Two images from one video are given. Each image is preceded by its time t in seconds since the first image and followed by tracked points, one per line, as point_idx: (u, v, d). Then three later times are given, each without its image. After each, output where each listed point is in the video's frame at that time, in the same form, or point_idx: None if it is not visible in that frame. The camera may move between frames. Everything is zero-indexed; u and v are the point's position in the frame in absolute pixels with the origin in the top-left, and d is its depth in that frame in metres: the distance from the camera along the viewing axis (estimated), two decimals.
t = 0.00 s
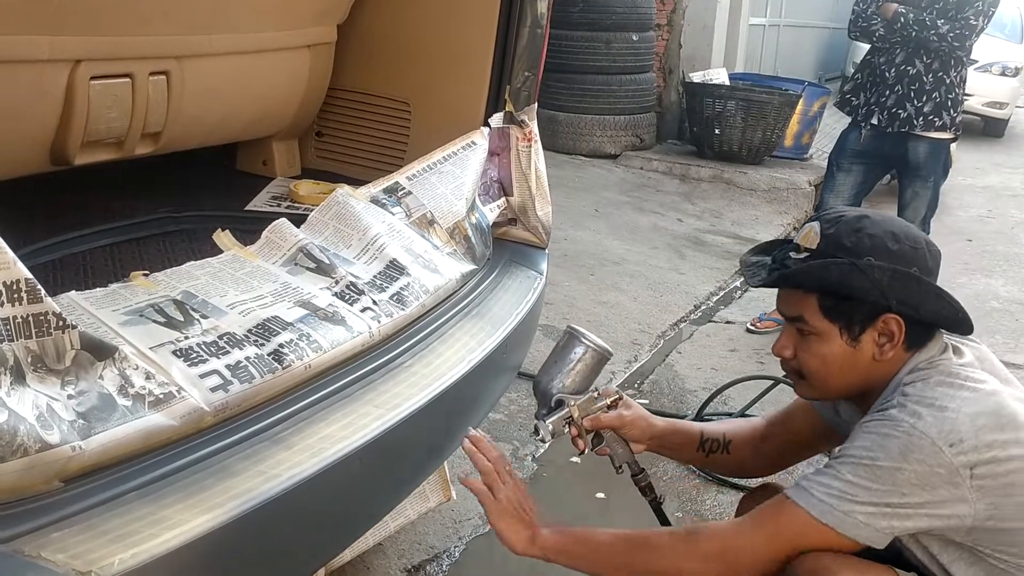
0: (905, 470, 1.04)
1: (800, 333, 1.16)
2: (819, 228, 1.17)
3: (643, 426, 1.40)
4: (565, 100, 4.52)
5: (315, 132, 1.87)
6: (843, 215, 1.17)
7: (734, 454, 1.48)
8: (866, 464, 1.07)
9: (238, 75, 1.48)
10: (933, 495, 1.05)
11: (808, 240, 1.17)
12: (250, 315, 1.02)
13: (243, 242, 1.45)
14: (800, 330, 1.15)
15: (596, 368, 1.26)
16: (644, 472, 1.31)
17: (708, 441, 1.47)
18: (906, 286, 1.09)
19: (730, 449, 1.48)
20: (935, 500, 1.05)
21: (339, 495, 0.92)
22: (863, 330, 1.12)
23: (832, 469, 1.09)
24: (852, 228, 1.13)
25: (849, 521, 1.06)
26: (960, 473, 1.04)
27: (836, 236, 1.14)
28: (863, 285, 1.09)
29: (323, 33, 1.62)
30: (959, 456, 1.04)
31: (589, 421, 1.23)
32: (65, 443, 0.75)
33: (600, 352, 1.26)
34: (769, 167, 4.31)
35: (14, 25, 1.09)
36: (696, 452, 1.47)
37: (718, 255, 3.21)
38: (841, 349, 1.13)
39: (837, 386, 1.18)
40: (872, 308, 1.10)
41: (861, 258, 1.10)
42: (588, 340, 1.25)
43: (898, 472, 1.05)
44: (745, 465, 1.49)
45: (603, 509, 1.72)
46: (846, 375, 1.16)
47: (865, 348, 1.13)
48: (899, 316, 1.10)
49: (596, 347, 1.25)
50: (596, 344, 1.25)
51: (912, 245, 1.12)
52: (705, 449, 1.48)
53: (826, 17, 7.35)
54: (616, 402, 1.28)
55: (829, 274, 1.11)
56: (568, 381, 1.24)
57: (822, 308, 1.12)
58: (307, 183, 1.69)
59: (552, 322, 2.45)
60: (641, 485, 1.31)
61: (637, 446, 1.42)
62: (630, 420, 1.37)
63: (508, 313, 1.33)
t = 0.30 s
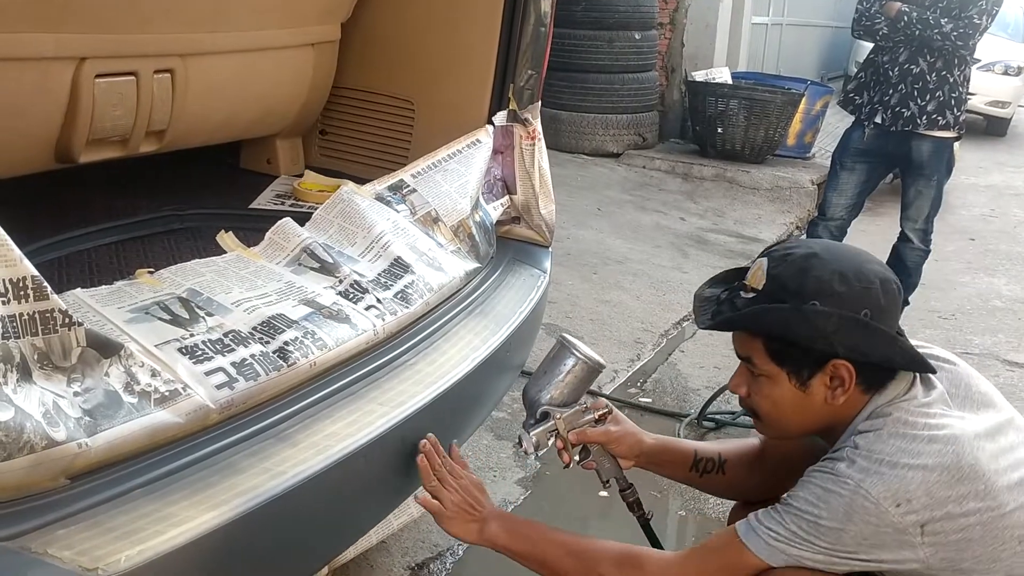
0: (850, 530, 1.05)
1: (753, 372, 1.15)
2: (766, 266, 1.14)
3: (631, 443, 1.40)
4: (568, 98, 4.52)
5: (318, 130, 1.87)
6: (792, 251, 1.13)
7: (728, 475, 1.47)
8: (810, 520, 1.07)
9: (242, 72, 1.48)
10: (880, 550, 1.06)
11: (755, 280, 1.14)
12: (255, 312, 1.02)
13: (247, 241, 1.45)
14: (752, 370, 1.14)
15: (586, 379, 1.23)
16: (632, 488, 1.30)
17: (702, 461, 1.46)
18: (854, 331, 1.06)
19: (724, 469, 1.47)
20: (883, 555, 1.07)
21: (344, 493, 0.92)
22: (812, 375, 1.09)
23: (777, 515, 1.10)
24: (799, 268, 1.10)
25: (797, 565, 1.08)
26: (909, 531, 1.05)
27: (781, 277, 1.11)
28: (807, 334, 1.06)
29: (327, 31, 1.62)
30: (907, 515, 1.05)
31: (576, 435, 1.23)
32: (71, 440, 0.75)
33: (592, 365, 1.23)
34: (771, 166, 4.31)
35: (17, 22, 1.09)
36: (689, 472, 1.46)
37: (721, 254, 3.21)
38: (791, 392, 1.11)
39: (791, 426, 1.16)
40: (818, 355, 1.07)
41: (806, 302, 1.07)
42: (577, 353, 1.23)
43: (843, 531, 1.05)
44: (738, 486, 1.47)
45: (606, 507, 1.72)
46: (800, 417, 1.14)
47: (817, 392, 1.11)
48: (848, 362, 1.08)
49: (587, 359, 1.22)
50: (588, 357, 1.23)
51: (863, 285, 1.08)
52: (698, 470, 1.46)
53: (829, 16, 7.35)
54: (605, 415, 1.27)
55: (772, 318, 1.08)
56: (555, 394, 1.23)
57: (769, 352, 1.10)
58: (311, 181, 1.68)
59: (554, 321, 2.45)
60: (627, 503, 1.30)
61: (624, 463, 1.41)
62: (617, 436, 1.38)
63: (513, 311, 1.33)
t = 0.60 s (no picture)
0: (840, 559, 1.01)
1: (738, 393, 1.13)
2: (751, 285, 1.11)
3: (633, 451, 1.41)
4: (571, 96, 4.52)
5: (323, 129, 1.87)
6: (778, 270, 1.10)
7: (730, 484, 1.47)
8: (799, 550, 1.03)
9: (247, 71, 1.48)
10: None
11: (740, 299, 1.12)
12: (263, 311, 1.02)
13: (254, 240, 1.45)
14: (737, 390, 1.12)
15: (590, 385, 1.23)
16: (632, 495, 1.28)
17: (703, 469, 1.47)
18: (837, 358, 1.03)
19: (726, 477, 1.47)
20: None
21: (350, 493, 0.92)
22: (796, 400, 1.07)
23: (768, 547, 1.06)
24: (784, 289, 1.07)
25: None
26: (903, 558, 1.00)
27: (764, 297, 1.08)
28: (789, 359, 1.04)
29: (332, 29, 1.62)
30: (899, 543, 1.00)
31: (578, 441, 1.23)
32: (80, 438, 0.76)
33: (596, 370, 1.23)
34: (774, 164, 4.31)
35: (24, 21, 1.09)
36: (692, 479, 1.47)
37: (725, 252, 3.21)
38: (775, 415, 1.09)
39: (779, 446, 1.14)
40: (800, 380, 1.05)
41: (789, 326, 1.05)
42: (582, 360, 1.23)
43: (833, 561, 1.01)
44: (739, 495, 1.47)
45: (610, 507, 1.72)
46: (786, 439, 1.12)
47: (801, 417, 1.08)
48: (831, 389, 1.04)
49: (591, 365, 1.23)
50: (593, 363, 1.23)
51: (850, 309, 1.04)
52: (700, 478, 1.47)
53: (832, 13, 7.35)
54: (608, 421, 1.27)
55: (753, 343, 1.06)
56: (558, 398, 1.23)
57: (752, 375, 1.09)
58: (317, 181, 1.69)
59: (558, 319, 2.45)
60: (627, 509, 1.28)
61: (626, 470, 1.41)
62: (621, 443, 1.38)
63: (518, 310, 1.33)
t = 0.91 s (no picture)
0: (838, 565, 1.00)
1: (740, 392, 1.13)
2: (754, 284, 1.11)
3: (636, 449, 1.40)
4: (573, 96, 4.52)
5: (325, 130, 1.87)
6: (782, 269, 1.10)
7: (732, 486, 1.47)
8: (796, 554, 1.03)
9: (248, 72, 1.48)
10: None
11: (743, 297, 1.12)
12: (264, 312, 1.02)
13: (255, 241, 1.45)
14: (739, 389, 1.12)
15: (595, 378, 1.23)
16: (632, 491, 1.29)
17: (707, 470, 1.46)
18: (841, 358, 1.03)
19: (729, 480, 1.47)
20: None
21: (351, 495, 0.92)
22: (798, 398, 1.06)
23: (765, 549, 1.06)
24: (787, 289, 1.07)
25: None
26: (900, 563, 1.00)
27: (767, 297, 1.08)
28: (791, 358, 1.04)
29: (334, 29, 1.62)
30: (897, 549, 1.00)
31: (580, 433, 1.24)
32: (81, 440, 0.76)
33: (603, 363, 1.23)
34: (776, 164, 4.30)
35: (25, 21, 1.09)
36: (694, 480, 1.47)
37: (727, 252, 3.20)
38: (776, 414, 1.09)
39: (780, 447, 1.13)
40: (803, 379, 1.04)
41: (792, 325, 1.05)
42: (589, 352, 1.23)
43: (830, 567, 1.01)
44: (741, 498, 1.47)
45: (612, 506, 1.72)
46: (787, 439, 1.11)
47: (804, 416, 1.08)
48: (835, 389, 1.04)
49: (599, 357, 1.22)
50: (600, 355, 1.23)
51: (853, 309, 1.04)
52: (703, 479, 1.47)
53: (834, 13, 7.34)
54: (612, 416, 1.29)
55: (756, 342, 1.06)
56: (563, 390, 1.22)
57: (755, 372, 1.08)
58: (319, 182, 1.68)
59: (560, 319, 2.45)
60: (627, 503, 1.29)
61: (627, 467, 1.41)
62: (622, 439, 1.38)
63: (519, 310, 1.33)
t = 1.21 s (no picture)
0: (830, 563, 1.01)
1: (741, 393, 1.12)
2: (755, 288, 1.10)
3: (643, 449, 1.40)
4: (574, 95, 4.52)
5: (326, 129, 1.87)
6: (783, 272, 1.10)
7: (739, 483, 1.46)
8: (791, 551, 1.03)
9: (248, 72, 1.48)
10: None
11: (743, 300, 1.11)
12: (264, 312, 1.02)
13: (256, 241, 1.45)
14: (741, 391, 1.12)
15: (600, 382, 1.23)
16: (638, 491, 1.29)
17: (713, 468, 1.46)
18: (841, 361, 1.02)
19: (735, 476, 1.47)
20: None
21: (352, 495, 0.92)
22: (799, 400, 1.07)
23: (759, 548, 1.05)
24: (788, 293, 1.07)
25: None
26: (892, 562, 1.01)
27: (768, 301, 1.08)
28: (790, 362, 1.04)
29: (335, 29, 1.62)
30: (890, 548, 1.01)
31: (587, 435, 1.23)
32: (82, 440, 0.76)
33: (608, 366, 1.24)
34: (778, 163, 4.30)
35: (25, 20, 1.09)
36: (701, 478, 1.46)
37: (728, 251, 3.20)
38: (778, 415, 1.09)
39: (780, 449, 1.13)
40: (805, 380, 1.05)
41: (793, 329, 1.04)
42: (596, 355, 1.24)
43: (823, 564, 1.01)
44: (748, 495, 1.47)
45: (613, 506, 1.72)
46: (788, 441, 1.11)
47: (804, 418, 1.08)
48: (836, 391, 1.05)
49: (604, 361, 1.23)
50: (605, 358, 1.23)
51: (854, 314, 1.04)
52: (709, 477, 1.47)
53: (836, 12, 7.33)
54: (619, 417, 1.27)
55: (757, 346, 1.06)
56: (568, 393, 1.23)
57: (757, 375, 1.08)
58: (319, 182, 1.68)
59: (561, 319, 2.45)
60: (635, 504, 1.29)
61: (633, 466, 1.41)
62: (629, 440, 1.38)
63: (520, 310, 1.33)
